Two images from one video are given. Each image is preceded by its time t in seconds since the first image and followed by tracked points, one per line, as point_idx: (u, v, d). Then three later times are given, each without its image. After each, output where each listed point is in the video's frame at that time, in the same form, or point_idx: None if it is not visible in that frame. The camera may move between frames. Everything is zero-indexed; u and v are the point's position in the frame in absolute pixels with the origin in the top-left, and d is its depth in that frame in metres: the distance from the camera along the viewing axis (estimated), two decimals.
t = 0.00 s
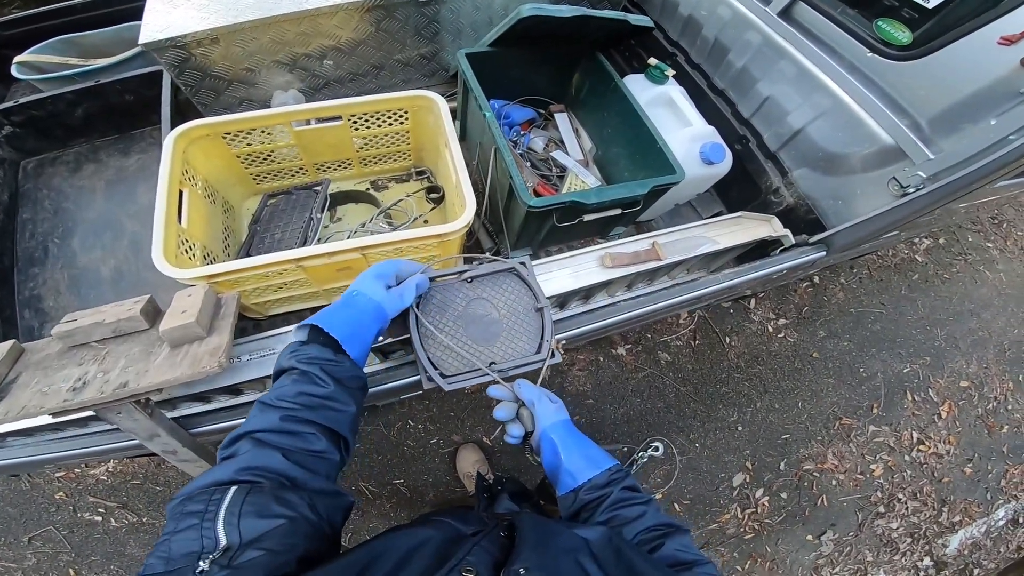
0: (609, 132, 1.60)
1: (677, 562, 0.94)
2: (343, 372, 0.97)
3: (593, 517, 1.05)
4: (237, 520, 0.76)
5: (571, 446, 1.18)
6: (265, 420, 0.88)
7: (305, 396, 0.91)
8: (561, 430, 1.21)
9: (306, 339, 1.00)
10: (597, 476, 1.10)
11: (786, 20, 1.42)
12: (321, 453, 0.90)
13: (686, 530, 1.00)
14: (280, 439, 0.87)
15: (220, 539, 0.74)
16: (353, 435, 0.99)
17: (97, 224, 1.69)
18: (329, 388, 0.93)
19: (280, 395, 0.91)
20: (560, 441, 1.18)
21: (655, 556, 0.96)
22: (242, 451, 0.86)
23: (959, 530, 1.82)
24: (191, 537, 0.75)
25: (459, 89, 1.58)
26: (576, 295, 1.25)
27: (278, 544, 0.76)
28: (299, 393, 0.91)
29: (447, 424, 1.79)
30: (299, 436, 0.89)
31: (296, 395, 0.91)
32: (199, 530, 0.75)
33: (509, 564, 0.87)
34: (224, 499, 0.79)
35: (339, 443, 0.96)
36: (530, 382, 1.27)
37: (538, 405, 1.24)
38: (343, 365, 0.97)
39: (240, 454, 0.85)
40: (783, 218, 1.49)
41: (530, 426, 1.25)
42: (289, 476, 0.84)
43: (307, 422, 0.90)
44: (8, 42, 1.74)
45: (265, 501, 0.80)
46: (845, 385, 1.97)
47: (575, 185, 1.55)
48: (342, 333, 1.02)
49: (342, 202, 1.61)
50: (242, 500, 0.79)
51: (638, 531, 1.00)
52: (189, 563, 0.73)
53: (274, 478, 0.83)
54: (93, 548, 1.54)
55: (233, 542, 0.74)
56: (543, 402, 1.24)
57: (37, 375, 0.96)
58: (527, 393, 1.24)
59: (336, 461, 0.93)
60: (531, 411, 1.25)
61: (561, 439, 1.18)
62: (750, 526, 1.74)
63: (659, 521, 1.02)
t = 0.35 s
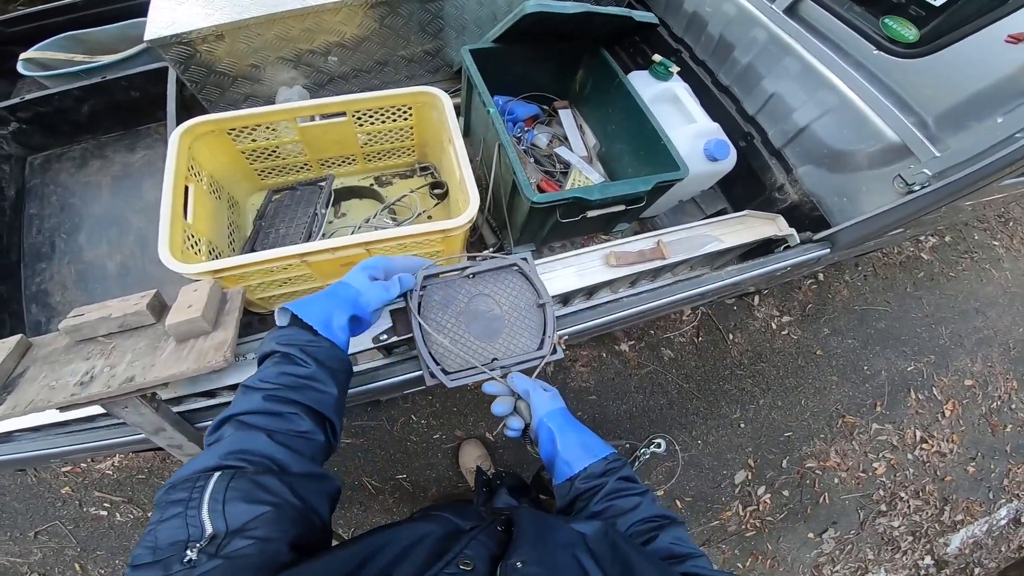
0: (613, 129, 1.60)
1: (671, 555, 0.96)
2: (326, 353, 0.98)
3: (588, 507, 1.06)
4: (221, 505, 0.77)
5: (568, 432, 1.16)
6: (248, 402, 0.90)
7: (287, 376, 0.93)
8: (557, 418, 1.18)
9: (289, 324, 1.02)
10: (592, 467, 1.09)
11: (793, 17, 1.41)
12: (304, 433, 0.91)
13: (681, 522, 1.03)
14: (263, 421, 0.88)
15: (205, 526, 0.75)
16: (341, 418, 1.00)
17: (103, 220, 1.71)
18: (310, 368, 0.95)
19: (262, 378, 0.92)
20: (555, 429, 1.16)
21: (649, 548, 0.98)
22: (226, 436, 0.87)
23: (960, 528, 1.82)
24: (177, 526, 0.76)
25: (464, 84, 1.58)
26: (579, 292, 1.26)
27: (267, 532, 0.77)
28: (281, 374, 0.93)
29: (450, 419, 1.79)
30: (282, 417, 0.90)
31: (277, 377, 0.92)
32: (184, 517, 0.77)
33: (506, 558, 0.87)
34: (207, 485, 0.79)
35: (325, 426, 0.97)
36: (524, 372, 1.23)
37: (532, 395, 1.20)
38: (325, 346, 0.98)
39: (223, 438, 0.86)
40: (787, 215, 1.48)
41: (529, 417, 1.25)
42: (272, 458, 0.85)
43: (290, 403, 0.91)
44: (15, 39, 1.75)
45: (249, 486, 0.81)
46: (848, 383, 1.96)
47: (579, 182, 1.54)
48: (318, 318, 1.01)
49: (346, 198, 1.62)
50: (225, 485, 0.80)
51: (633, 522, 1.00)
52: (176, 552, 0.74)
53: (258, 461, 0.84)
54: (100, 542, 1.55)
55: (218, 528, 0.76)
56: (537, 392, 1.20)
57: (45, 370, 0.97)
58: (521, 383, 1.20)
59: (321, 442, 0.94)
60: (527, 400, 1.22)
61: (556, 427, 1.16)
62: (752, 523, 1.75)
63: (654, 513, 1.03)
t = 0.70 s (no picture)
0: (623, 126, 1.58)
1: (680, 557, 0.95)
2: (352, 427, 0.94)
3: (595, 510, 1.04)
4: (228, 541, 0.77)
5: (574, 434, 1.15)
6: (267, 463, 0.86)
7: (310, 448, 0.88)
8: (562, 419, 1.16)
9: (317, 392, 0.95)
10: (599, 469, 1.08)
11: (809, 16, 1.38)
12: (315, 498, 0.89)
13: (689, 524, 1.01)
14: (277, 482, 0.86)
15: (210, 552, 0.76)
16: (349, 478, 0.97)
17: (108, 215, 1.70)
18: (334, 442, 0.90)
19: (285, 440, 0.89)
20: (561, 432, 1.14)
21: (658, 552, 0.97)
22: (238, 488, 0.85)
23: (963, 531, 1.81)
24: (182, 554, 0.76)
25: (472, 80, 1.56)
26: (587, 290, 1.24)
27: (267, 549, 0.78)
28: (305, 445, 0.88)
29: (454, 417, 1.78)
30: (297, 481, 0.87)
31: (301, 445, 0.88)
32: (191, 545, 0.77)
33: (508, 563, 0.86)
34: (217, 521, 0.79)
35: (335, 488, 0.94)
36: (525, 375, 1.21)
37: (536, 398, 1.18)
38: (352, 420, 0.94)
39: (236, 490, 0.84)
40: (800, 216, 1.47)
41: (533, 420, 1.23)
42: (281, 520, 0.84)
43: (308, 471, 0.88)
44: (20, 33, 1.74)
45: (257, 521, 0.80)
46: (855, 385, 1.94)
47: (588, 180, 1.52)
48: (369, 392, 0.98)
49: (352, 194, 1.60)
50: (234, 520, 0.80)
51: (642, 524, 0.99)
52: None
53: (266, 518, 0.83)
54: (102, 539, 1.55)
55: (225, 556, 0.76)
56: (540, 394, 1.18)
57: (48, 368, 0.96)
58: (523, 387, 1.18)
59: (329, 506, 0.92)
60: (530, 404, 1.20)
61: (562, 430, 1.14)
62: (755, 524, 1.73)
63: (663, 516, 1.01)
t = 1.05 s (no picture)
0: (636, 122, 1.57)
1: (688, 556, 0.95)
2: (374, 485, 0.95)
3: (603, 508, 1.04)
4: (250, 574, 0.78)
5: (581, 432, 1.14)
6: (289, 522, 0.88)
7: (330, 505, 0.90)
8: (569, 418, 1.15)
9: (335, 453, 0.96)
10: (608, 467, 1.08)
11: (828, 13, 1.38)
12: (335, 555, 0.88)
13: (696, 522, 1.01)
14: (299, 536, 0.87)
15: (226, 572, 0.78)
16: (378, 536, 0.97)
17: (122, 204, 1.71)
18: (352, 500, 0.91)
19: (307, 502, 0.90)
20: (568, 430, 1.13)
21: (666, 550, 0.97)
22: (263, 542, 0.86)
23: (968, 535, 1.79)
24: None
25: (485, 74, 1.56)
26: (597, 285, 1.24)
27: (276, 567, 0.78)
28: (324, 502, 0.90)
29: (460, 411, 1.78)
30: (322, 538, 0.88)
31: (322, 503, 0.90)
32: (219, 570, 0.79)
33: (517, 561, 0.85)
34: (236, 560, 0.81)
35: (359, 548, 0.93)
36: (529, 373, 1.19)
37: (542, 398, 1.15)
38: (372, 478, 0.94)
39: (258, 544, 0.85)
40: (815, 215, 1.45)
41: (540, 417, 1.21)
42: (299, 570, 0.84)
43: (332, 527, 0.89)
44: (41, 24, 1.76)
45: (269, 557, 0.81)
46: (865, 387, 1.91)
47: (600, 176, 1.51)
48: (388, 444, 0.99)
49: (364, 186, 1.60)
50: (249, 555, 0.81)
51: (649, 524, 0.99)
52: None
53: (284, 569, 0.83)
54: (108, 528, 1.57)
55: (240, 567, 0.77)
56: (545, 393, 1.15)
57: (60, 354, 0.96)
58: (529, 385, 1.16)
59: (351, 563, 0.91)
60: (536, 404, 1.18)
61: (569, 429, 1.13)
62: (759, 525, 1.72)
63: (671, 514, 1.01)
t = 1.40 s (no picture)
0: (646, 119, 1.57)
1: (685, 546, 0.95)
2: (377, 477, 0.96)
3: (600, 498, 1.04)
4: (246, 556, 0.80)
5: (580, 422, 1.15)
6: (292, 505, 0.90)
7: (334, 492, 0.92)
8: (568, 407, 1.17)
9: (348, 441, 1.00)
10: (605, 456, 1.09)
11: (844, 15, 1.37)
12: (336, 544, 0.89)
13: (692, 513, 1.01)
14: (300, 522, 0.88)
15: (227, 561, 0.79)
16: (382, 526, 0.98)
17: (137, 189, 1.74)
18: (354, 489, 0.93)
19: (313, 486, 0.92)
20: (566, 418, 1.15)
21: (663, 539, 0.96)
22: (266, 527, 0.87)
23: (962, 543, 1.78)
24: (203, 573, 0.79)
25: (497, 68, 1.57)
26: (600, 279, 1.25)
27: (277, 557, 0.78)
28: (328, 487, 0.92)
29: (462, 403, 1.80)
30: (319, 523, 0.88)
31: (326, 488, 0.92)
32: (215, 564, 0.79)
33: (513, 553, 0.86)
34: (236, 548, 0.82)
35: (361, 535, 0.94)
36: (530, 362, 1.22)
37: (541, 386, 1.18)
38: (374, 470, 0.96)
39: (261, 529, 0.87)
40: (823, 217, 1.45)
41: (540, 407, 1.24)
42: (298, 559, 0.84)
43: (330, 514, 0.90)
44: (65, 12, 1.80)
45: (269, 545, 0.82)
46: (868, 393, 1.90)
47: (608, 172, 1.52)
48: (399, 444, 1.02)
49: (375, 175, 1.63)
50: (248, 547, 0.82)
51: (647, 513, 0.99)
52: None
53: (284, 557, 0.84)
54: (107, 512, 1.60)
55: (236, 562, 0.77)
56: (544, 381, 1.18)
57: (70, 329, 0.99)
58: (529, 373, 1.18)
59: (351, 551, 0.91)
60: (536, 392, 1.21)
61: (567, 417, 1.15)
62: (754, 526, 1.72)
63: (669, 504, 1.01)
